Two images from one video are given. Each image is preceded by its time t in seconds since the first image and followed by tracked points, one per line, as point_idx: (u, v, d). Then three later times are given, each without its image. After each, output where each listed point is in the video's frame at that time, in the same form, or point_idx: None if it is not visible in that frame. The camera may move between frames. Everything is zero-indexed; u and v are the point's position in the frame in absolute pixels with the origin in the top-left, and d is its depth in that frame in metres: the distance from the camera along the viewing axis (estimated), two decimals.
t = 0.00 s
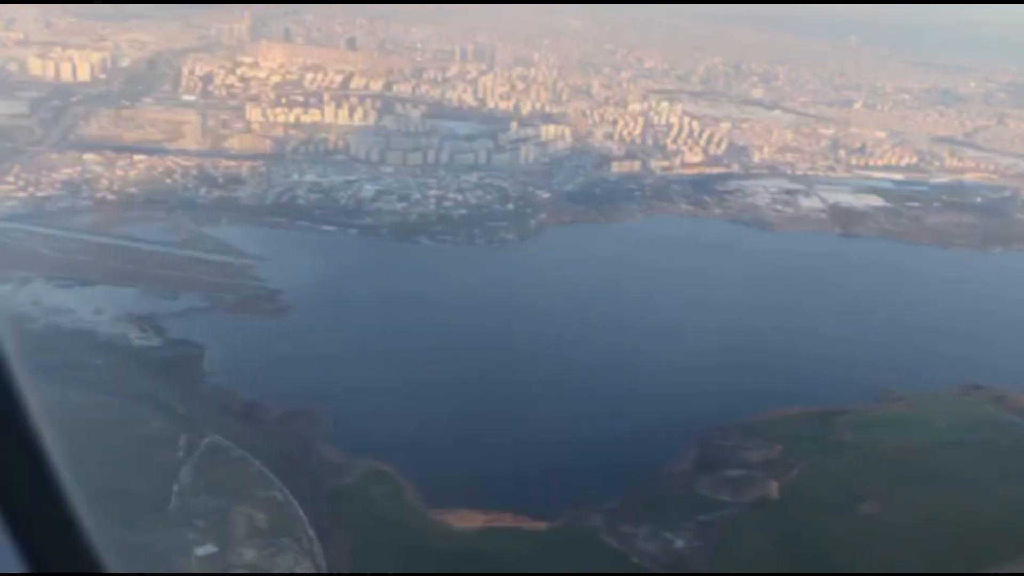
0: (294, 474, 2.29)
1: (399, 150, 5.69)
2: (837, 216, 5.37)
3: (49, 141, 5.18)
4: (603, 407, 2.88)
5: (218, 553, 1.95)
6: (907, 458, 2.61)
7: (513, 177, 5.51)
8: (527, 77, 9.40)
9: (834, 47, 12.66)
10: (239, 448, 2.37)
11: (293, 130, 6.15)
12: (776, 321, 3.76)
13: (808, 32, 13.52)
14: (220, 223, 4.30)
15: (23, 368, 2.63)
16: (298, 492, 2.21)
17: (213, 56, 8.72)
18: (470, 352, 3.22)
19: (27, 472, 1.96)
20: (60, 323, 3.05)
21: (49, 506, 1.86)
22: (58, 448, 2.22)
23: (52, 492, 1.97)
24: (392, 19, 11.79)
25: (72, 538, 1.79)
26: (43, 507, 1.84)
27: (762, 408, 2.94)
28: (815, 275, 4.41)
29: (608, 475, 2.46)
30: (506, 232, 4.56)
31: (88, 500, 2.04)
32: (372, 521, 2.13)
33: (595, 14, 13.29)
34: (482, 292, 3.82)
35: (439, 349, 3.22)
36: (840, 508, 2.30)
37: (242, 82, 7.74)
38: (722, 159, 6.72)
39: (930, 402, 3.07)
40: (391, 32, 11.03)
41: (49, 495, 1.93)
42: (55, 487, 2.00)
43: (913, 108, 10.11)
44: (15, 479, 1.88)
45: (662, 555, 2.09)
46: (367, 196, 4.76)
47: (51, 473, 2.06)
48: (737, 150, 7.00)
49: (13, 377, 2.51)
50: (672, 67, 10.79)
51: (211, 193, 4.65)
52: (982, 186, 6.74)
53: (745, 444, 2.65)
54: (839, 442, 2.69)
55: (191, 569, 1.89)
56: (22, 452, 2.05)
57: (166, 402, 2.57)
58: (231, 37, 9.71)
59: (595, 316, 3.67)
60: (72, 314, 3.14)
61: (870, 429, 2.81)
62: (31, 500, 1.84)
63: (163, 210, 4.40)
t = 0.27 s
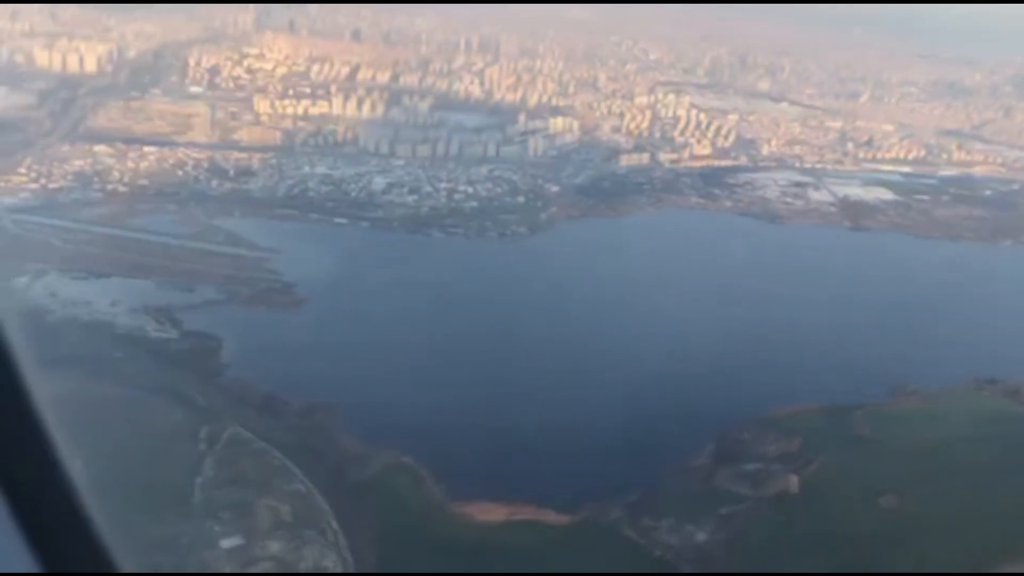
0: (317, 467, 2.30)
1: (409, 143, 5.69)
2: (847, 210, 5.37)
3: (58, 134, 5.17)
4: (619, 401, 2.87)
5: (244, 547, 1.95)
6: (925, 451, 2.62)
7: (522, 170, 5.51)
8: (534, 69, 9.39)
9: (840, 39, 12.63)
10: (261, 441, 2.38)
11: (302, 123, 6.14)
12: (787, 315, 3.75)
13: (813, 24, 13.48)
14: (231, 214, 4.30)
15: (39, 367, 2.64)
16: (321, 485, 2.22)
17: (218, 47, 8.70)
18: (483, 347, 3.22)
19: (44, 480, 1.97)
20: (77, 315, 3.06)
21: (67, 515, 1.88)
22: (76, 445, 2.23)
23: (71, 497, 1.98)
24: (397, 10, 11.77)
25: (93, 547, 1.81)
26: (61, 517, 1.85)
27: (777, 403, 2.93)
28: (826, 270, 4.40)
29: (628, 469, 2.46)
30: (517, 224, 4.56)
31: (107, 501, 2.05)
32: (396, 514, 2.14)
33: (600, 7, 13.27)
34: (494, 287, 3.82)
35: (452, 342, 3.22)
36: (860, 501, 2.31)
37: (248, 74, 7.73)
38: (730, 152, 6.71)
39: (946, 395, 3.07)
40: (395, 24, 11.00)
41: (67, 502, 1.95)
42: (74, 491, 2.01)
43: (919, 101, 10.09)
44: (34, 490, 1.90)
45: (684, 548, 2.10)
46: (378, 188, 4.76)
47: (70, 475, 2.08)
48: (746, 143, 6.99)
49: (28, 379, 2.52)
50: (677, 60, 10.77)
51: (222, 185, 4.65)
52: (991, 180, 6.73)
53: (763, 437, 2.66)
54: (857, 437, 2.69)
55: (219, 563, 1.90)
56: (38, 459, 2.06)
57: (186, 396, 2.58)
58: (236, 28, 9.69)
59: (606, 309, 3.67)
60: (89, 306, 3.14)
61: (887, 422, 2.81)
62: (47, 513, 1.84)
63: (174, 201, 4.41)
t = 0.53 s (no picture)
0: (335, 453, 2.31)
1: (416, 128, 5.67)
2: (855, 195, 5.36)
3: (65, 118, 5.16)
4: (630, 387, 2.87)
5: (266, 531, 1.96)
6: (940, 437, 2.62)
7: (530, 155, 5.50)
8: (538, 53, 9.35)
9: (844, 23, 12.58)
10: (279, 426, 2.39)
11: (308, 108, 6.12)
12: (794, 301, 3.74)
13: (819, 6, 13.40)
14: (241, 200, 4.30)
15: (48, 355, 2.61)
16: (340, 471, 2.23)
17: (222, 31, 8.67)
18: (492, 333, 3.21)
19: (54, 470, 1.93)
20: (91, 301, 3.06)
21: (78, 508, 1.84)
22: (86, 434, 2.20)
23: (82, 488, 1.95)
24: None
25: (105, 542, 1.78)
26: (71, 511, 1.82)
27: (788, 389, 2.93)
28: (832, 255, 4.38)
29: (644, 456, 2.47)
30: (527, 210, 4.56)
31: (126, 488, 2.05)
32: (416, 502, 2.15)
33: None
34: (501, 273, 3.81)
35: (464, 327, 3.22)
36: (876, 487, 2.32)
37: (253, 58, 7.70)
38: (737, 137, 6.69)
39: (959, 381, 3.08)
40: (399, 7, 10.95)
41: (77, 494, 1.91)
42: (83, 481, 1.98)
43: (925, 86, 10.06)
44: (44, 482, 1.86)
45: (702, 532, 2.10)
46: (387, 174, 4.75)
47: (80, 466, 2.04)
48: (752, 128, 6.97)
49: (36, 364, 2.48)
50: (682, 44, 10.72)
51: (230, 170, 4.64)
52: (998, 165, 6.72)
53: (779, 423, 2.67)
54: (872, 422, 2.70)
55: (242, 547, 1.91)
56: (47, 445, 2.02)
57: (204, 381, 2.59)
58: (239, 11, 9.65)
59: (614, 295, 3.66)
60: (102, 292, 3.15)
61: (901, 408, 2.82)
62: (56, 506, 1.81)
63: (184, 186, 4.40)
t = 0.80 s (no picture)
0: (355, 441, 2.32)
1: (423, 117, 5.66)
2: (862, 184, 5.36)
3: (72, 107, 5.15)
4: (640, 377, 2.87)
5: (291, 519, 1.96)
6: (953, 426, 2.64)
7: (537, 143, 5.49)
8: (542, 41, 9.33)
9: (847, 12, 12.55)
10: (298, 414, 2.40)
11: (314, 96, 6.11)
12: (798, 291, 3.74)
13: None
14: (250, 189, 4.30)
15: (45, 354, 2.53)
16: (361, 458, 2.24)
17: (225, 19, 8.64)
18: (500, 323, 3.20)
19: (53, 469, 1.85)
20: (104, 289, 3.06)
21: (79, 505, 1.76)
22: (84, 440, 2.11)
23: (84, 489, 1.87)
24: None
25: (107, 538, 1.70)
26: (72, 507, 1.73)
27: (797, 380, 2.93)
28: (836, 245, 4.38)
29: (658, 446, 2.47)
30: (536, 199, 4.56)
31: (147, 479, 2.04)
32: (437, 489, 2.16)
33: None
34: (507, 263, 3.80)
35: (476, 318, 3.22)
36: (893, 476, 2.33)
37: (257, 46, 7.68)
38: (743, 125, 6.69)
39: (971, 370, 3.09)
40: None
41: (76, 494, 1.83)
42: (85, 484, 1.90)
43: (929, 74, 10.04)
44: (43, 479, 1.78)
45: (722, 522, 2.11)
46: (395, 163, 4.75)
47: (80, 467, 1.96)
48: (758, 116, 6.95)
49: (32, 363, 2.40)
50: (685, 32, 10.70)
51: (239, 159, 4.64)
52: (1004, 154, 6.72)
53: (793, 413, 2.68)
54: (886, 412, 2.71)
55: (265, 536, 1.91)
56: (46, 445, 1.94)
57: (221, 369, 2.59)
58: None
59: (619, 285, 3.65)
60: (116, 280, 3.15)
61: (914, 397, 2.83)
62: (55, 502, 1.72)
63: (192, 175, 4.39)
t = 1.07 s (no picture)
0: (374, 440, 2.33)
1: (430, 116, 5.66)
2: (870, 183, 5.36)
3: (80, 106, 5.16)
4: (649, 376, 2.87)
5: (313, 519, 1.97)
6: (969, 426, 2.64)
7: (544, 142, 5.49)
8: (546, 39, 9.33)
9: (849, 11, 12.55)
10: (316, 414, 2.40)
11: (321, 95, 6.11)
12: (803, 290, 3.73)
13: None
14: (259, 187, 4.30)
15: (48, 356, 2.51)
16: (380, 458, 2.25)
17: (229, 18, 8.64)
18: (506, 322, 3.20)
19: (54, 473, 1.84)
20: (117, 289, 3.07)
21: (79, 510, 1.75)
22: (85, 443, 2.10)
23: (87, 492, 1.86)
24: None
25: (110, 544, 1.68)
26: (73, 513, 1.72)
27: (805, 379, 2.93)
28: (839, 244, 4.37)
29: (673, 446, 2.48)
30: (545, 198, 4.56)
31: (167, 480, 2.04)
32: (456, 490, 2.17)
33: None
34: (512, 263, 3.80)
35: (488, 318, 3.21)
36: (910, 477, 2.33)
37: (262, 45, 7.68)
38: (749, 125, 6.70)
39: (985, 370, 3.09)
40: None
41: (79, 499, 1.81)
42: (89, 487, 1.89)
43: (932, 73, 10.04)
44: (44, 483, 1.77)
45: (742, 522, 2.12)
46: (404, 162, 4.75)
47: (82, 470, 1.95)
48: (763, 115, 6.95)
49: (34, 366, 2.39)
50: (688, 31, 10.70)
51: (247, 157, 4.64)
52: (1010, 153, 6.72)
53: (809, 412, 2.69)
54: (901, 411, 2.72)
55: (288, 536, 1.92)
56: (49, 451, 1.92)
57: (236, 368, 2.59)
58: None
59: (624, 285, 3.64)
60: (129, 279, 3.16)
61: (929, 397, 2.83)
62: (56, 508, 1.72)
63: (202, 174, 4.39)
